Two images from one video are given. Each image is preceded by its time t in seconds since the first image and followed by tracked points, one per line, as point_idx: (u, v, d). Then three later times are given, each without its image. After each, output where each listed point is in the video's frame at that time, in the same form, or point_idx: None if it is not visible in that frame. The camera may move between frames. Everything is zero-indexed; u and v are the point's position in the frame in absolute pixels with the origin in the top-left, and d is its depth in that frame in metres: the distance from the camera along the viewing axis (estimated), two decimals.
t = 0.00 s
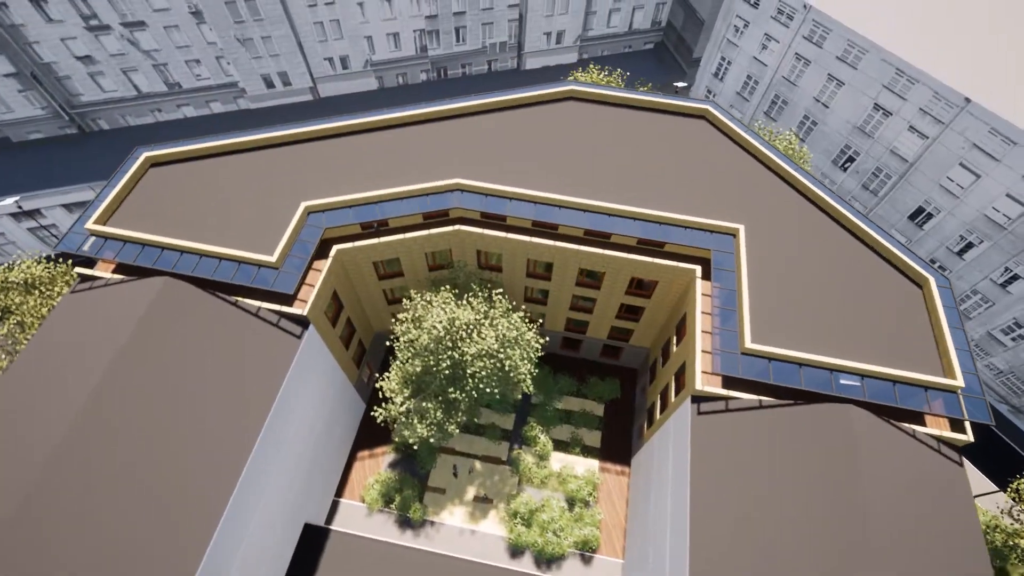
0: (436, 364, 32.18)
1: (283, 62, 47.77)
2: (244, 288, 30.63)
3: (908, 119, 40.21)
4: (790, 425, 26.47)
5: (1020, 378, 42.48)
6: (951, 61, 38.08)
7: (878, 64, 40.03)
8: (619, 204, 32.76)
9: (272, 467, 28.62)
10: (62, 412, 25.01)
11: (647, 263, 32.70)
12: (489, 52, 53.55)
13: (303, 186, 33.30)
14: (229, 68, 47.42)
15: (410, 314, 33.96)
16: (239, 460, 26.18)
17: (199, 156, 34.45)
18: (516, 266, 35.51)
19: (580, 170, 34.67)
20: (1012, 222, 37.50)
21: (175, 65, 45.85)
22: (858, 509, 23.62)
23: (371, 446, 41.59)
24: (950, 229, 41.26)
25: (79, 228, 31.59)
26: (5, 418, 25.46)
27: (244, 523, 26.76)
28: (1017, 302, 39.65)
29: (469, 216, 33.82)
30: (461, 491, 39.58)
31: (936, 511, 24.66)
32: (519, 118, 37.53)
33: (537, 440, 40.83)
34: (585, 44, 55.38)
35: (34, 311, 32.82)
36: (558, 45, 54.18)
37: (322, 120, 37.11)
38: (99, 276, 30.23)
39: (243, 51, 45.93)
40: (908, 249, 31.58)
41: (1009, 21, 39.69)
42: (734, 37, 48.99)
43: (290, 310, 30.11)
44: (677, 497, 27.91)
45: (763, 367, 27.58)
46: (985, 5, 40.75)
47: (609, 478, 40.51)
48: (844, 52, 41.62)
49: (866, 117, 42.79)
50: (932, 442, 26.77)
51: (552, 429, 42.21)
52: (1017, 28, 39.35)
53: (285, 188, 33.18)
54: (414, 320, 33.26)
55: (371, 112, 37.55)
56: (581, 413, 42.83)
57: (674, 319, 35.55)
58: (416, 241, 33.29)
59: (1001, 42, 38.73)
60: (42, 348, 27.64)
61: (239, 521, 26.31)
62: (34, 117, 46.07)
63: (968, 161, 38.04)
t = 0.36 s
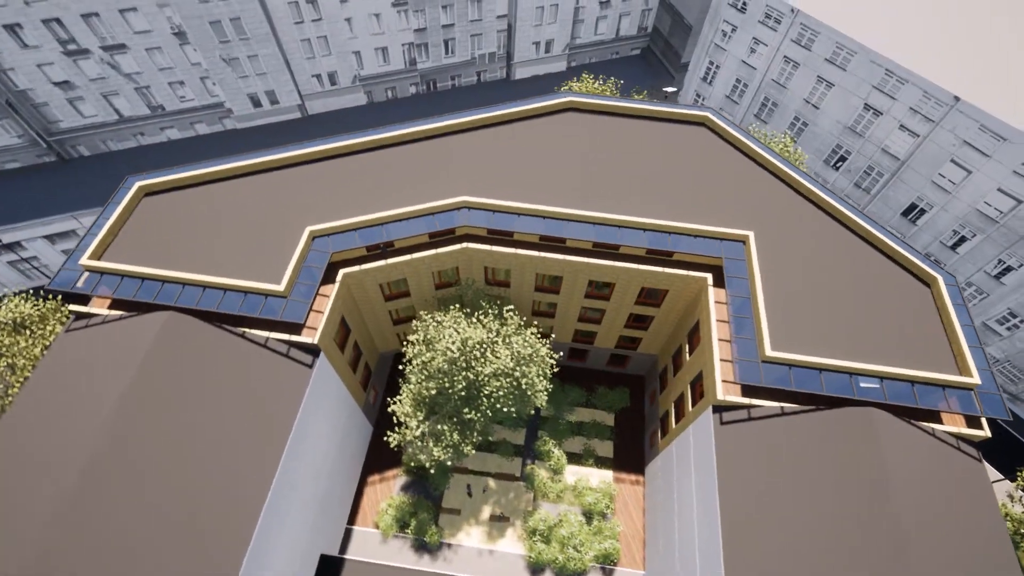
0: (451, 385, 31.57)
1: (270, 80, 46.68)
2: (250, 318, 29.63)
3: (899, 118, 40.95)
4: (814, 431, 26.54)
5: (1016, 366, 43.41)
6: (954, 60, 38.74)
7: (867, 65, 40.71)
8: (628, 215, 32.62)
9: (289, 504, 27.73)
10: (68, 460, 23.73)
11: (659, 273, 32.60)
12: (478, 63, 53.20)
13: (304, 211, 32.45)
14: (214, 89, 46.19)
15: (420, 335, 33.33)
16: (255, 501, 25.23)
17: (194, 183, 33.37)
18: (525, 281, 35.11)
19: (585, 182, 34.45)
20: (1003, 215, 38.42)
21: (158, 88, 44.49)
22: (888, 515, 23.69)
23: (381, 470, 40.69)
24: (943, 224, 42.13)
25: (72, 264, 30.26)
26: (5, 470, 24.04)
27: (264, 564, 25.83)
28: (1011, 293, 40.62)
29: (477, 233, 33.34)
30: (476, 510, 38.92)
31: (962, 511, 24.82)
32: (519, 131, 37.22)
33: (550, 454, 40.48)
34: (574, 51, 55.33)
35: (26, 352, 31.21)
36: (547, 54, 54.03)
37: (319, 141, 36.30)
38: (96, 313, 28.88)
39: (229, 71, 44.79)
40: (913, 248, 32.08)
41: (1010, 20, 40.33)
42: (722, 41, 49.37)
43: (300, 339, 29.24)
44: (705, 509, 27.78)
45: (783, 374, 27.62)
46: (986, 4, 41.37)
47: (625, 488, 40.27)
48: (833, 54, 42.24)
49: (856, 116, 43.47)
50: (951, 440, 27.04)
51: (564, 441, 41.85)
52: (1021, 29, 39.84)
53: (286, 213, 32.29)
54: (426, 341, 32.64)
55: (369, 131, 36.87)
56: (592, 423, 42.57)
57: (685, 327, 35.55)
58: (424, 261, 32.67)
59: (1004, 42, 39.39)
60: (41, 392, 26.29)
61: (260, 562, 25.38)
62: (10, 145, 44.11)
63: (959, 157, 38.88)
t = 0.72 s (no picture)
0: (468, 406, 31.09)
1: (256, 100, 45.58)
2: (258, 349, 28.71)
3: (887, 116, 41.87)
4: (837, 433, 26.71)
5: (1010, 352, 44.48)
6: (955, 60, 39.51)
7: (854, 65, 41.56)
8: (636, 225, 32.63)
9: (310, 539, 26.91)
10: (77, 511, 22.53)
11: (669, 281, 32.64)
12: (466, 75, 52.84)
13: (307, 235, 31.62)
14: (199, 110, 44.90)
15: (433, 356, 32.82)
16: (276, 542, 24.33)
17: (189, 212, 32.32)
18: (534, 294, 34.80)
19: (589, 193, 34.35)
20: (992, 207, 39.50)
21: (140, 112, 43.09)
22: (917, 515, 23.80)
23: (393, 493, 39.92)
24: (934, 217, 43.15)
25: (66, 302, 28.96)
26: (9, 526, 22.73)
27: None
28: (1001, 282, 41.75)
29: (485, 249, 32.94)
30: (493, 528, 38.37)
31: (985, 505, 25.07)
32: (519, 144, 36.97)
33: (564, 466, 40.20)
34: (561, 59, 55.34)
35: (20, 397, 29.66)
36: (534, 63, 53.94)
37: (316, 162, 35.54)
38: (95, 353, 27.53)
39: (214, 92, 43.61)
40: (914, 245, 32.74)
41: (1009, 19, 41.53)
42: (708, 45, 49.86)
43: (312, 368, 28.44)
44: (732, 516, 27.79)
45: (804, 377, 27.78)
46: (985, 4, 42.46)
47: (640, 495, 40.18)
48: (820, 55, 43.02)
49: (845, 115, 44.31)
50: (968, 434, 27.37)
51: (576, 452, 41.60)
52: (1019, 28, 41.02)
53: (287, 238, 31.41)
54: (439, 362, 32.14)
55: (366, 150, 36.23)
56: (603, 432, 42.42)
57: (695, 333, 35.60)
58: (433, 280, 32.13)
59: (1003, 42, 40.59)
60: (42, 440, 24.99)
61: None
62: None
63: (947, 152, 39.92)
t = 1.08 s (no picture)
0: (487, 423, 30.71)
1: (243, 120, 44.48)
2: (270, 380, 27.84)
3: (872, 113, 42.91)
4: (856, 430, 27.12)
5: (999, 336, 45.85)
6: (957, 60, 40.25)
7: (839, 64, 42.50)
8: (643, 233, 32.77)
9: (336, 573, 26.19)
10: (94, 563, 21.52)
11: (679, 287, 32.78)
12: (454, 86, 52.47)
13: (312, 259, 30.92)
14: (183, 134, 43.63)
15: (447, 375, 32.35)
16: None
17: (187, 241, 31.35)
18: (543, 306, 34.59)
19: (593, 202, 34.39)
20: (978, 197, 40.75)
21: (122, 137, 41.66)
22: (941, 507, 24.25)
23: (408, 515, 39.12)
24: (922, 209, 44.34)
25: (64, 342, 27.65)
26: None
27: None
28: (989, 269, 43.06)
29: (494, 264, 32.65)
30: (512, 544, 37.94)
31: (1005, 492, 25.60)
32: (518, 156, 36.86)
33: (580, 476, 39.92)
34: (547, 67, 55.39)
35: (18, 443, 28.18)
36: (521, 72, 53.88)
37: (314, 183, 34.87)
38: (98, 395, 26.34)
39: (200, 114, 42.43)
40: (913, 239, 33.51)
41: (1011, 19, 42.13)
42: (693, 48, 50.46)
43: (328, 397, 27.67)
44: (759, 518, 27.97)
45: (821, 376, 28.12)
46: (987, 4, 43.12)
47: (656, 500, 40.19)
48: (805, 56, 43.87)
49: (831, 113, 45.27)
50: (981, 423, 28.00)
51: (589, 461, 41.39)
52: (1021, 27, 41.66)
53: (292, 263, 30.67)
54: (455, 381, 31.69)
55: (366, 169, 35.69)
56: (615, 439, 42.36)
57: (703, 337, 35.88)
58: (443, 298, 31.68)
59: (1004, 42, 41.21)
60: (49, 490, 23.86)
61: None
62: None
63: (933, 146, 41.08)
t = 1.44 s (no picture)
0: (507, 438, 30.43)
1: (231, 141, 43.35)
2: (286, 411, 27.03)
3: (856, 109, 44.05)
4: (874, 423, 27.65)
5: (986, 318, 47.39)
6: (956, 61, 41.26)
7: (822, 63, 43.56)
8: (651, 239, 33.03)
9: None
10: None
11: (688, 290, 33.07)
12: (442, 98, 52.09)
13: (320, 282, 30.28)
14: (169, 158, 42.33)
15: (462, 392, 31.96)
16: None
17: (188, 271, 30.45)
18: (554, 316, 34.48)
19: (597, 210, 34.50)
20: (961, 186, 42.13)
21: (105, 164, 40.27)
22: (963, 493, 24.81)
23: (424, 534, 38.43)
24: (907, 200, 45.67)
25: (67, 385, 26.26)
26: None
27: None
28: (973, 254, 44.57)
29: (504, 278, 32.47)
30: (532, 556, 37.66)
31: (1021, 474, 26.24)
32: (518, 168, 36.80)
33: (596, 483, 39.67)
34: (533, 75, 55.46)
35: (18, 491, 26.89)
36: (508, 81, 53.82)
37: (315, 205, 34.25)
38: (107, 437, 25.30)
39: (186, 137, 41.22)
40: (910, 231, 34.43)
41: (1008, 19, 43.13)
42: (677, 52, 51.13)
43: (347, 423, 26.97)
44: (784, 515, 28.29)
45: (838, 372, 28.64)
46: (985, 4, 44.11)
47: (671, 502, 40.35)
48: (788, 56, 44.85)
49: (816, 111, 46.33)
50: (990, 408, 28.76)
51: (603, 467, 41.30)
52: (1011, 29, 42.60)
53: (300, 288, 29.99)
54: (472, 397, 31.32)
55: (366, 187, 35.17)
56: (626, 443, 42.42)
57: (712, 337, 36.07)
58: (455, 314, 31.32)
59: (1001, 42, 42.20)
60: (63, 541, 22.84)
61: None
62: None
63: (916, 138, 42.34)
